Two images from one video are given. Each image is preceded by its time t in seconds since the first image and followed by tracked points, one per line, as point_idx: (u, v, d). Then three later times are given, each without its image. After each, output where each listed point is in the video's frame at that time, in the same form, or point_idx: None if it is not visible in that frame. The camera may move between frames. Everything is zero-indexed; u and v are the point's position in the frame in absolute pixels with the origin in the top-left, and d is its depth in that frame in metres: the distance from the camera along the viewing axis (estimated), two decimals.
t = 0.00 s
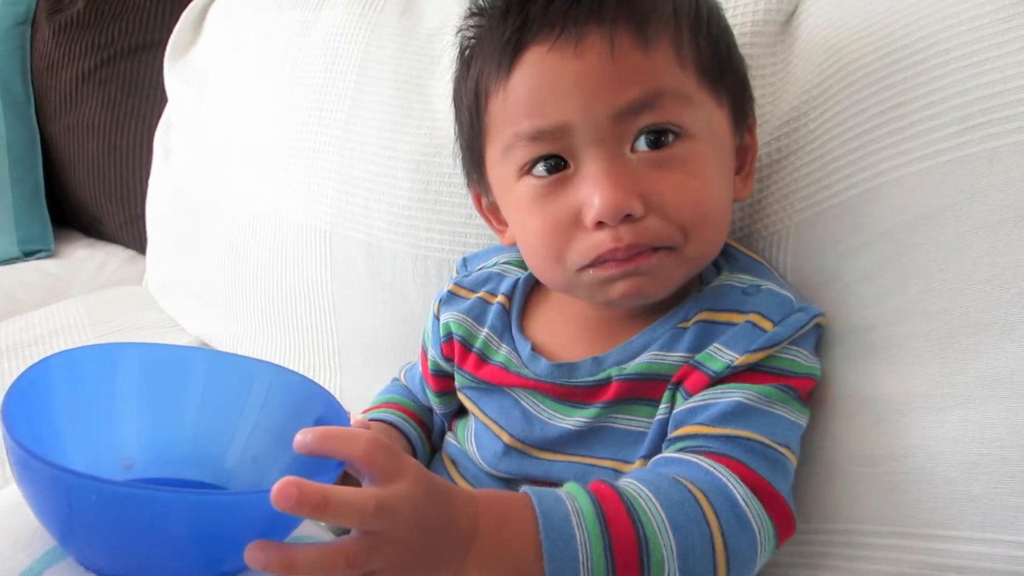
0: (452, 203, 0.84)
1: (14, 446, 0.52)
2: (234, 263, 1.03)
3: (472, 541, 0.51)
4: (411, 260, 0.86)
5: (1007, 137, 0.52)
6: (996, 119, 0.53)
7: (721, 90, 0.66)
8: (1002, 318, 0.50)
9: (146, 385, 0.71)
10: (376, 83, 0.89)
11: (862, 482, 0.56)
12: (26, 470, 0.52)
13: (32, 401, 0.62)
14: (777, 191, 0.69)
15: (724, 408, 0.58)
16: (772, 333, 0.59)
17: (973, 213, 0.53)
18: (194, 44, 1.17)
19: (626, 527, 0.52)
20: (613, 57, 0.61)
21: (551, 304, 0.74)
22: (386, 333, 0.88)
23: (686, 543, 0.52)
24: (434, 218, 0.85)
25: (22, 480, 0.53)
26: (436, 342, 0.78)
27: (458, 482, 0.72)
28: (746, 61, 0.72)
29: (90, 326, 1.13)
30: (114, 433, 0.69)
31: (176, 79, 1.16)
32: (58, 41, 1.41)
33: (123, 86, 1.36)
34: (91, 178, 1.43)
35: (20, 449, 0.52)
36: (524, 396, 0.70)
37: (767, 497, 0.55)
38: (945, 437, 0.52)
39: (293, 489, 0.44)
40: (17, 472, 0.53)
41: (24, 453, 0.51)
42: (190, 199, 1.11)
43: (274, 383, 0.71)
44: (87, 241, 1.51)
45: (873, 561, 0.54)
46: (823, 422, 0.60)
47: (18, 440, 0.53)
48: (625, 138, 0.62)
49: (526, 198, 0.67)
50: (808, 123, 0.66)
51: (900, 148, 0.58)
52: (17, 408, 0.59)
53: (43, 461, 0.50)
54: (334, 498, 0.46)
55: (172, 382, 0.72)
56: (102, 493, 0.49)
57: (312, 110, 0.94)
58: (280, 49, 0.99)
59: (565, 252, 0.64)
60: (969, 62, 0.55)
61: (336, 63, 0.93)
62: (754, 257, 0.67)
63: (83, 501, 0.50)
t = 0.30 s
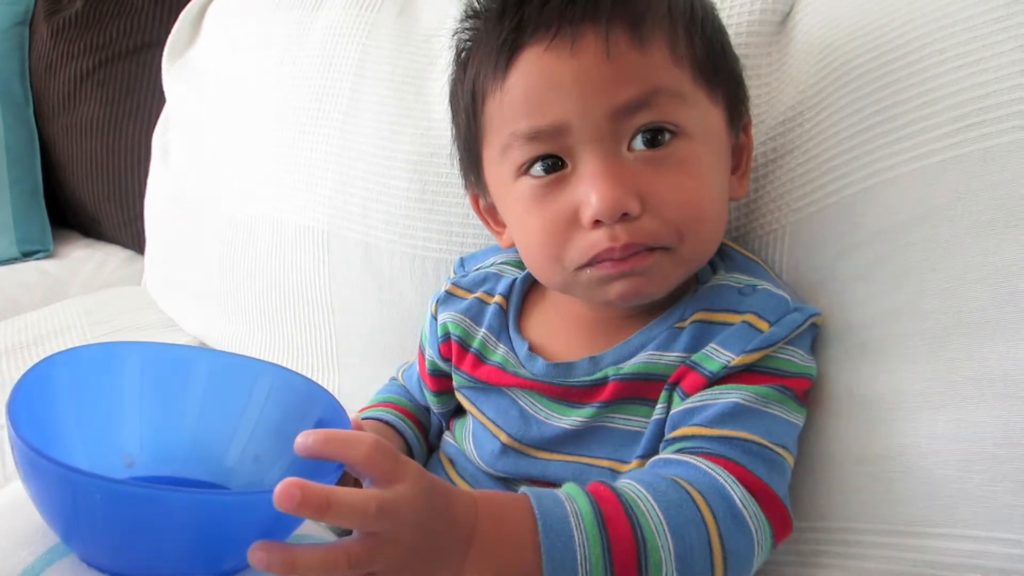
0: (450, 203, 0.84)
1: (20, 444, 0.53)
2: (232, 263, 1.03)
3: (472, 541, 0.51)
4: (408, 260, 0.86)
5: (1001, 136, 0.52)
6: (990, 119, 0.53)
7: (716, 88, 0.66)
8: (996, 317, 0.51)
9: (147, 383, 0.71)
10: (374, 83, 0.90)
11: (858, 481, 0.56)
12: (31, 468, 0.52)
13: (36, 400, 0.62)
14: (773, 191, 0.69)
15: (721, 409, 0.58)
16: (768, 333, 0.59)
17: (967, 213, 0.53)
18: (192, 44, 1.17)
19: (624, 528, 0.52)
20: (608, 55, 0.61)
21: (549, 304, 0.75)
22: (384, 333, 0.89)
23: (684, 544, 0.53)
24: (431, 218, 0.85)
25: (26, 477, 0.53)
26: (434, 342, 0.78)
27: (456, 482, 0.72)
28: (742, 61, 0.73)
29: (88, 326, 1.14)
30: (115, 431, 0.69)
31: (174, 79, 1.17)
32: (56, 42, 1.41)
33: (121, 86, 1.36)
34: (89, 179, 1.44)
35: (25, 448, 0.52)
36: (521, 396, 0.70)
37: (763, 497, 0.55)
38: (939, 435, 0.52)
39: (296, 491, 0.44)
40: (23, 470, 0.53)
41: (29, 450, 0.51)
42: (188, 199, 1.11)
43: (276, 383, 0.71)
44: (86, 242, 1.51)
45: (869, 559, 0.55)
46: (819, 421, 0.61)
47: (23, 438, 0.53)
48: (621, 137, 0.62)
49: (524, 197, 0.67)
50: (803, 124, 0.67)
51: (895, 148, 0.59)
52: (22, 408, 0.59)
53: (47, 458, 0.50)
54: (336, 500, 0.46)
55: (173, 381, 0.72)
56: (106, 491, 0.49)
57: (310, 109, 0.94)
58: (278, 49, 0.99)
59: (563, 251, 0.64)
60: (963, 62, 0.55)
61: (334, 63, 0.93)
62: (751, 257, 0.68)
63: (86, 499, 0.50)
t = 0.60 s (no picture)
0: (450, 209, 0.85)
1: (34, 448, 0.54)
2: (237, 268, 1.04)
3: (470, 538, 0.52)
4: (410, 264, 0.87)
5: (985, 137, 0.53)
6: (974, 120, 0.54)
7: (705, 92, 0.67)
8: (983, 315, 0.52)
9: (155, 388, 0.72)
10: (373, 89, 0.91)
11: (852, 477, 0.57)
12: (45, 472, 0.53)
13: (50, 405, 0.63)
14: (766, 193, 0.70)
15: (714, 407, 0.59)
16: (761, 333, 0.60)
17: (953, 213, 0.54)
18: (194, 52, 1.18)
19: (618, 522, 0.54)
20: (595, 62, 0.63)
21: (548, 307, 0.76)
22: (387, 336, 0.90)
23: (677, 538, 0.54)
24: (431, 223, 0.86)
25: (41, 479, 0.54)
26: (435, 345, 0.80)
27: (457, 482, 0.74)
28: (735, 64, 0.74)
29: (96, 332, 1.15)
30: (127, 435, 0.71)
31: (178, 87, 1.18)
32: (61, 51, 1.43)
33: (125, 94, 1.38)
34: (95, 186, 1.45)
35: (39, 452, 0.53)
36: (521, 397, 0.71)
37: (755, 492, 0.56)
38: (930, 431, 0.53)
39: (297, 483, 0.46)
40: (37, 472, 0.54)
41: (43, 455, 0.53)
42: (193, 205, 1.12)
43: (281, 382, 0.73)
44: (93, 248, 1.53)
45: (862, 553, 0.56)
46: (813, 419, 0.62)
47: (40, 442, 0.54)
48: (613, 144, 0.63)
49: (519, 204, 0.68)
50: (795, 126, 0.68)
51: (884, 149, 0.60)
52: (36, 415, 0.60)
53: (60, 464, 0.51)
54: (337, 493, 0.47)
55: (180, 385, 0.73)
56: (120, 492, 0.50)
57: (313, 115, 0.95)
58: (279, 57, 1.00)
59: (556, 257, 0.66)
60: (949, 64, 0.56)
61: (335, 71, 0.95)
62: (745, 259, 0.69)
63: (102, 502, 0.51)
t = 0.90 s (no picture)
0: (462, 225, 0.88)
1: (82, 449, 0.57)
2: (258, 282, 1.08)
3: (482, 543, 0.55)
4: (424, 278, 0.91)
5: (971, 156, 0.56)
6: (961, 139, 0.57)
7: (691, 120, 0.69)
8: (972, 327, 0.54)
9: (188, 395, 0.76)
10: (387, 110, 0.94)
11: (850, 483, 0.59)
12: (92, 472, 0.56)
13: (93, 414, 0.67)
14: (766, 208, 0.73)
15: (714, 416, 0.62)
16: (758, 344, 0.63)
17: (943, 228, 0.57)
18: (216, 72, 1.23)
19: (619, 526, 0.56)
20: (574, 99, 0.66)
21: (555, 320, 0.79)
22: (402, 347, 0.93)
23: (676, 541, 0.56)
24: (444, 238, 0.89)
25: (90, 479, 0.58)
26: (449, 357, 0.83)
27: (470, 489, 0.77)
28: (734, 84, 0.76)
29: (124, 343, 1.19)
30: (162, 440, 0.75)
31: (201, 105, 1.22)
32: (89, 72, 1.48)
33: (149, 113, 1.42)
34: (120, 202, 1.50)
35: (86, 454, 0.56)
36: (531, 407, 0.74)
37: (753, 498, 0.58)
38: (924, 439, 0.55)
39: (324, 484, 0.48)
40: (86, 471, 0.58)
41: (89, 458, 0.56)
42: (216, 220, 1.16)
43: (306, 391, 0.76)
44: (118, 262, 1.58)
45: (861, 557, 0.58)
46: (812, 427, 0.64)
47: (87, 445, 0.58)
48: (590, 176, 0.66)
49: (507, 225, 0.72)
50: (791, 143, 0.70)
51: (874, 167, 0.62)
52: (82, 424, 0.64)
53: (105, 466, 0.55)
54: (360, 494, 0.50)
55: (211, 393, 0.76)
56: (162, 494, 0.54)
57: (330, 135, 0.99)
58: (297, 78, 1.04)
59: (538, 277, 0.70)
60: (937, 85, 0.59)
61: (351, 91, 0.98)
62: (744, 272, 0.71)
63: (145, 502, 0.55)
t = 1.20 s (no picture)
0: (468, 242, 0.89)
1: (84, 463, 0.59)
2: (271, 298, 1.10)
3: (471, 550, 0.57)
4: (431, 294, 0.92)
5: (965, 174, 0.57)
6: (955, 158, 0.57)
7: (667, 159, 0.69)
8: (965, 341, 0.54)
9: (190, 411, 0.78)
10: (397, 131, 0.96)
11: (846, 495, 0.60)
12: (93, 485, 0.59)
13: (94, 426, 0.69)
14: (765, 224, 0.74)
15: (705, 428, 0.63)
16: (751, 358, 0.64)
17: (936, 245, 0.57)
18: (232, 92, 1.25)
19: (607, 534, 0.58)
20: (540, 144, 0.68)
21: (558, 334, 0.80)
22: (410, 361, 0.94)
23: (664, 550, 0.57)
24: (451, 255, 0.91)
25: (92, 494, 0.60)
26: (457, 368, 0.84)
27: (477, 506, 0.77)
28: (736, 102, 0.77)
29: (142, 358, 1.22)
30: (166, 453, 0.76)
31: (218, 125, 1.25)
32: (108, 92, 1.51)
33: (168, 132, 1.45)
34: (138, 219, 1.53)
35: (87, 467, 0.59)
36: (531, 421, 0.75)
37: (741, 509, 0.60)
38: (918, 451, 0.56)
39: (313, 491, 0.50)
40: (88, 486, 0.60)
41: (90, 471, 0.59)
42: (230, 237, 1.19)
43: (300, 404, 0.77)
44: (137, 278, 1.61)
45: (858, 568, 0.59)
46: (810, 440, 0.65)
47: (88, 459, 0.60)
48: (558, 215, 0.68)
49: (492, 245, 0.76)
50: (791, 162, 0.71)
51: (871, 185, 0.63)
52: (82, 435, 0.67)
53: (104, 477, 0.57)
54: (350, 501, 0.51)
55: (212, 409, 0.78)
56: (155, 502, 0.56)
57: (340, 155, 1.01)
58: (310, 100, 1.06)
59: (515, 300, 0.73)
60: (933, 105, 0.60)
61: (361, 112, 1.00)
62: (742, 288, 0.73)
63: (140, 510, 0.57)
